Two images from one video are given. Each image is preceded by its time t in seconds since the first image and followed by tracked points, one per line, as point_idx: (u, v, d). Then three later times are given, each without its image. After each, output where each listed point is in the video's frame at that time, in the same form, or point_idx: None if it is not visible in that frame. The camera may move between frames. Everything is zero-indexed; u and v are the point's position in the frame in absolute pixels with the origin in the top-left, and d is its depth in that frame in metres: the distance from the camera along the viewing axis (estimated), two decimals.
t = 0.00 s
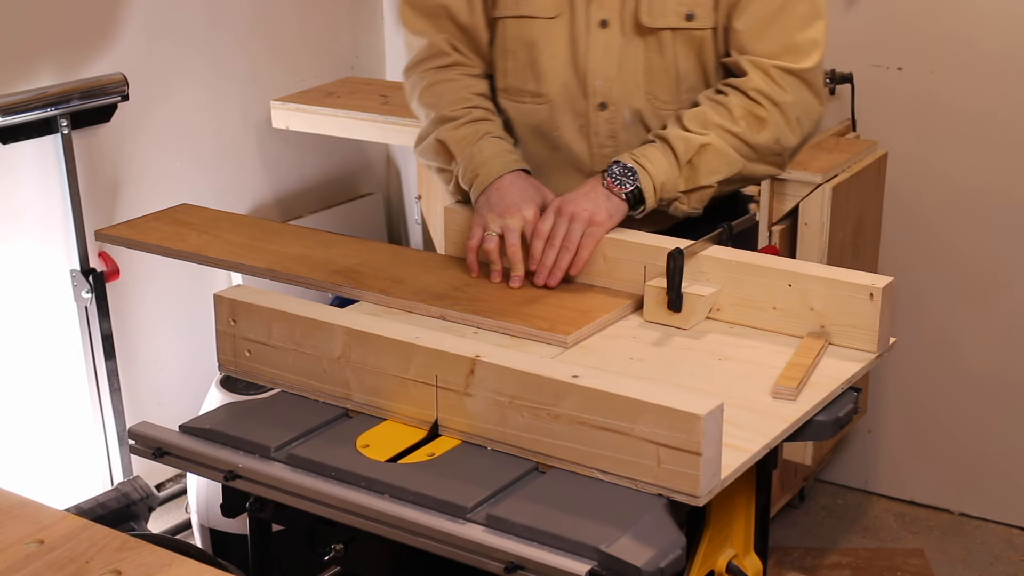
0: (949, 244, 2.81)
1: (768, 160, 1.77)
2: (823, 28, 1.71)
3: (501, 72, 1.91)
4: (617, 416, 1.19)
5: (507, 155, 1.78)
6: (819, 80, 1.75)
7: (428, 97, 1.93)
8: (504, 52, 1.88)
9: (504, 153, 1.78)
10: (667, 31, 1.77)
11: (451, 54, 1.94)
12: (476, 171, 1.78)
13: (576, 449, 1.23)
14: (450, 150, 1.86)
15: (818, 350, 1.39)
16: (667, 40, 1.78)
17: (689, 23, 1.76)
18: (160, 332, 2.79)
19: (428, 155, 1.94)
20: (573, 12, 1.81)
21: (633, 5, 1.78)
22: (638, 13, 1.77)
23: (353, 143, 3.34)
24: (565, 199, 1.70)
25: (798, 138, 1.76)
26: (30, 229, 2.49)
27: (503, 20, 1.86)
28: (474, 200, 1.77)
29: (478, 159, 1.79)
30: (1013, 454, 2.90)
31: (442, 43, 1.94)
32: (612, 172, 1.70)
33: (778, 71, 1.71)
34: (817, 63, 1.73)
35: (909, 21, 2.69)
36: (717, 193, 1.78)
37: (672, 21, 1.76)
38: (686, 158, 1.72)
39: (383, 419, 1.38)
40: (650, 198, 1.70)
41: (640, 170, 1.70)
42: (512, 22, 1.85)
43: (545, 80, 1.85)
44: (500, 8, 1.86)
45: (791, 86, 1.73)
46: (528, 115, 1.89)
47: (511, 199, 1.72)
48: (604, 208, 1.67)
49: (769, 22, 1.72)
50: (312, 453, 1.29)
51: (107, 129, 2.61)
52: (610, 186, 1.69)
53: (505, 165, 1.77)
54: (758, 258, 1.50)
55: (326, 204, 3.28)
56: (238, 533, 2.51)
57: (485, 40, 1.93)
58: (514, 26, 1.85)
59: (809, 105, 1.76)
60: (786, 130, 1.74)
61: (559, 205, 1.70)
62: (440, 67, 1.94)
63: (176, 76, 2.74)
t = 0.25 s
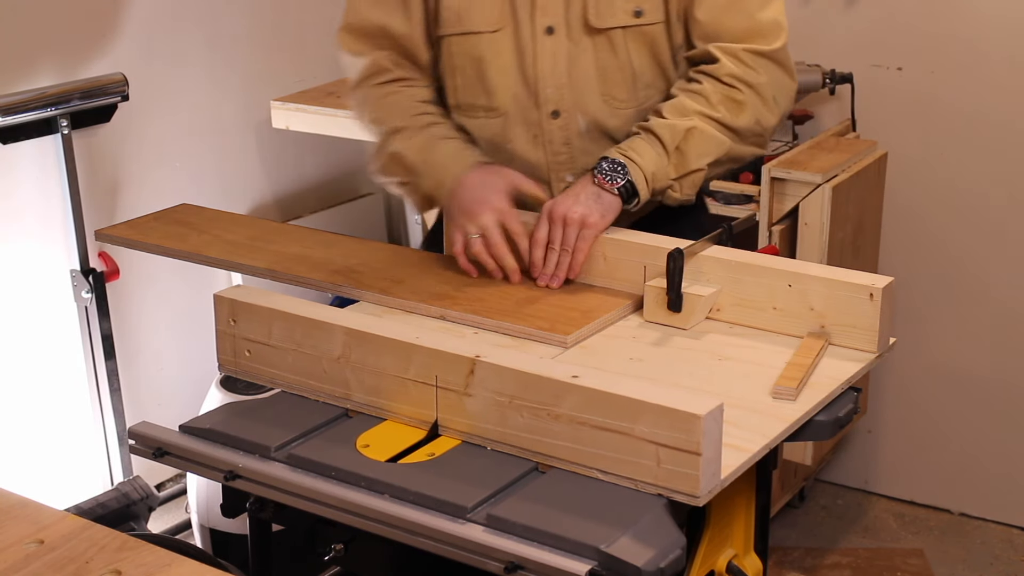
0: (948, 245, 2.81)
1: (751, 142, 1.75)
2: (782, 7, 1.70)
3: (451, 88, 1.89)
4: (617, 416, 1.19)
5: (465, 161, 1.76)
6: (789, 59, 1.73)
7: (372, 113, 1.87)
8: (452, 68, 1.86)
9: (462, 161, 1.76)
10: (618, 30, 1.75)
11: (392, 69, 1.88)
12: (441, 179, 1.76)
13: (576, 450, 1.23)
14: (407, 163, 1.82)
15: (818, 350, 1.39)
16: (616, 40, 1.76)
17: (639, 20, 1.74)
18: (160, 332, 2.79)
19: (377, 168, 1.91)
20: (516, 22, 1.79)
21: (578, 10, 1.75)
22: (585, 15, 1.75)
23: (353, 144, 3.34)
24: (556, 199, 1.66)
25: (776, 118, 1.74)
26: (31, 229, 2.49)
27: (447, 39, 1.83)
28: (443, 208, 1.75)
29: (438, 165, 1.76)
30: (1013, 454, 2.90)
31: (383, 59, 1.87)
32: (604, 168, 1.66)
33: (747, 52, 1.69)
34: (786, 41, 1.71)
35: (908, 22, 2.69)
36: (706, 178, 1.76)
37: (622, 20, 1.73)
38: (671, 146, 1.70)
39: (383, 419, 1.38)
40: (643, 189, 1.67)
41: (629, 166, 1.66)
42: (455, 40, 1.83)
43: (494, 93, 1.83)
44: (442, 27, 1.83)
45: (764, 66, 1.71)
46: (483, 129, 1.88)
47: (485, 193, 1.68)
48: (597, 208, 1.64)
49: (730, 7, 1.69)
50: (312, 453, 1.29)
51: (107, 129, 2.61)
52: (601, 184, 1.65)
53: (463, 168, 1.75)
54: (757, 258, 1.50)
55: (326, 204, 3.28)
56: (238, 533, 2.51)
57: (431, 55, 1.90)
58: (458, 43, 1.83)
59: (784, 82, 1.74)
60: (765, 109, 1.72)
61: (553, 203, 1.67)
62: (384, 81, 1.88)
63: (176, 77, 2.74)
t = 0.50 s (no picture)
0: (949, 245, 2.81)
1: (739, 130, 1.78)
2: None
3: (424, 109, 1.88)
4: (617, 416, 1.19)
5: (286, 180, 1.81)
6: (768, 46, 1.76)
7: (252, 103, 1.92)
8: (424, 91, 1.86)
9: (284, 178, 1.81)
10: (590, 39, 1.76)
11: (285, 66, 1.91)
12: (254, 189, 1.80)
13: (576, 450, 1.23)
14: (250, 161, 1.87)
15: (818, 350, 1.39)
16: (590, 48, 1.77)
17: (610, 27, 1.76)
18: (160, 332, 2.79)
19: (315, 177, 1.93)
20: (484, 38, 1.79)
21: (548, 20, 1.76)
22: (557, 25, 1.76)
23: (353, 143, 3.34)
24: (554, 199, 1.66)
25: (763, 104, 1.77)
26: (31, 229, 2.49)
27: (416, 62, 1.84)
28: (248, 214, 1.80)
29: (262, 178, 1.81)
30: (1013, 455, 2.90)
31: (282, 54, 1.90)
32: (601, 167, 1.65)
33: (729, 43, 1.72)
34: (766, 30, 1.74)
35: (907, 22, 2.69)
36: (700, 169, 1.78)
37: (593, 28, 1.75)
38: (666, 137, 1.70)
39: (382, 419, 1.38)
40: (641, 183, 1.67)
41: (627, 162, 1.66)
42: (423, 62, 1.83)
43: (471, 110, 1.83)
44: (409, 52, 1.83)
45: (746, 55, 1.74)
46: (462, 147, 1.87)
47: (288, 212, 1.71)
48: (596, 206, 1.64)
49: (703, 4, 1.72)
50: (312, 453, 1.28)
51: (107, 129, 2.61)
52: (599, 181, 1.65)
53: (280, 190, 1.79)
54: (756, 258, 1.50)
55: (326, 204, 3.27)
56: (238, 533, 2.51)
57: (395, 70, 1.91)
58: (427, 65, 1.83)
59: (765, 69, 1.78)
60: (751, 96, 1.75)
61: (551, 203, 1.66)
62: (274, 74, 1.92)
63: (175, 77, 2.74)
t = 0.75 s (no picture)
0: (949, 245, 2.81)
1: (731, 127, 1.80)
2: None
3: (414, 123, 1.88)
4: (617, 416, 1.19)
5: (270, 206, 1.79)
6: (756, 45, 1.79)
7: (219, 118, 1.88)
8: (413, 107, 1.86)
9: (268, 204, 1.79)
10: (579, 51, 1.78)
11: (259, 80, 1.88)
12: (236, 213, 1.78)
13: (576, 450, 1.23)
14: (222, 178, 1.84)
15: (818, 351, 1.39)
16: (579, 60, 1.79)
17: (598, 38, 1.78)
18: (160, 332, 2.79)
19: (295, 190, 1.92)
20: (471, 54, 1.80)
21: (536, 35, 1.78)
22: (546, 38, 1.78)
23: (353, 144, 3.34)
24: (555, 200, 1.66)
25: (754, 101, 1.79)
26: (31, 229, 2.49)
27: (403, 80, 1.85)
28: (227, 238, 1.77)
29: (243, 203, 1.79)
30: (1013, 455, 2.90)
31: (256, 68, 1.87)
32: (601, 165, 1.66)
33: (720, 42, 1.74)
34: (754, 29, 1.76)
35: (907, 22, 2.69)
36: (695, 167, 1.79)
37: (582, 40, 1.77)
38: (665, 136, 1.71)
39: (382, 419, 1.38)
40: (641, 182, 1.67)
41: (627, 160, 1.66)
42: (410, 80, 1.84)
43: (460, 124, 1.84)
44: (397, 69, 1.84)
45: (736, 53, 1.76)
46: (455, 159, 1.88)
47: (261, 242, 1.73)
48: (597, 206, 1.64)
49: (692, 7, 1.74)
50: (312, 453, 1.29)
51: (106, 129, 2.61)
52: (600, 180, 1.65)
53: (263, 217, 1.77)
54: (756, 258, 1.50)
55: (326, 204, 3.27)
56: (238, 533, 2.51)
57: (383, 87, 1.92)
58: (415, 83, 1.84)
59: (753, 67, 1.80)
60: (742, 94, 1.77)
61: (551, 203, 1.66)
62: (243, 88, 1.88)
63: (175, 77, 2.74)
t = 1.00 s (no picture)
0: (949, 245, 2.81)
1: (729, 130, 1.81)
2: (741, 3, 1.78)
3: (413, 127, 1.88)
4: (616, 416, 1.19)
5: (273, 209, 1.79)
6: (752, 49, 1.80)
7: (218, 122, 1.87)
8: (412, 110, 1.86)
9: (271, 207, 1.79)
10: (580, 54, 1.79)
11: (258, 84, 1.87)
12: (239, 215, 1.77)
13: (576, 450, 1.23)
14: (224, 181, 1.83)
15: (818, 351, 1.39)
16: (580, 63, 1.80)
17: (599, 42, 1.79)
18: (160, 332, 2.79)
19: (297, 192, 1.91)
20: (471, 57, 1.80)
21: (536, 38, 1.79)
22: (547, 41, 1.78)
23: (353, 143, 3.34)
24: (557, 199, 1.66)
25: (751, 104, 1.81)
26: (31, 229, 2.49)
27: (402, 84, 1.84)
28: (230, 240, 1.77)
29: (247, 206, 1.78)
30: (1014, 455, 2.90)
31: (254, 73, 1.86)
32: (605, 166, 1.67)
33: (718, 46, 1.75)
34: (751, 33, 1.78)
35: (906, 22, 2.69)
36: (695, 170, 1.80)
37: (584, 43, 1.78)
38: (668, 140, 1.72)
39: (382, 419, 1.38)
40: (643, 184, 1.69)
41: (629, 163, 1.67)
42: (410, 83, 1.83)
43: (461, 127, 1.84)
44: (396, 73, 1.84)
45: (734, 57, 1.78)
46: (455, 161, 1.88)
47: (264, 243, 1.73)
48: (599, 207, 1.64)
49: (691, 10, 1.76)
50: (313, 453, 1.29)
51: (106, 129, 2.61)
52: (603, 182, 1.66)
53: (267, 220, 1.77)
54: (756, 258, 1.50)
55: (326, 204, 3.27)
56: (238, 533, 2.51)
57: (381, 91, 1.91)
58: (414, 87, 1.83)
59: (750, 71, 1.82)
60: (740, 98, 1.79)
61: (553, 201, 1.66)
62: (242, 92, 1.88)
63: (174, 77, 2.74)
